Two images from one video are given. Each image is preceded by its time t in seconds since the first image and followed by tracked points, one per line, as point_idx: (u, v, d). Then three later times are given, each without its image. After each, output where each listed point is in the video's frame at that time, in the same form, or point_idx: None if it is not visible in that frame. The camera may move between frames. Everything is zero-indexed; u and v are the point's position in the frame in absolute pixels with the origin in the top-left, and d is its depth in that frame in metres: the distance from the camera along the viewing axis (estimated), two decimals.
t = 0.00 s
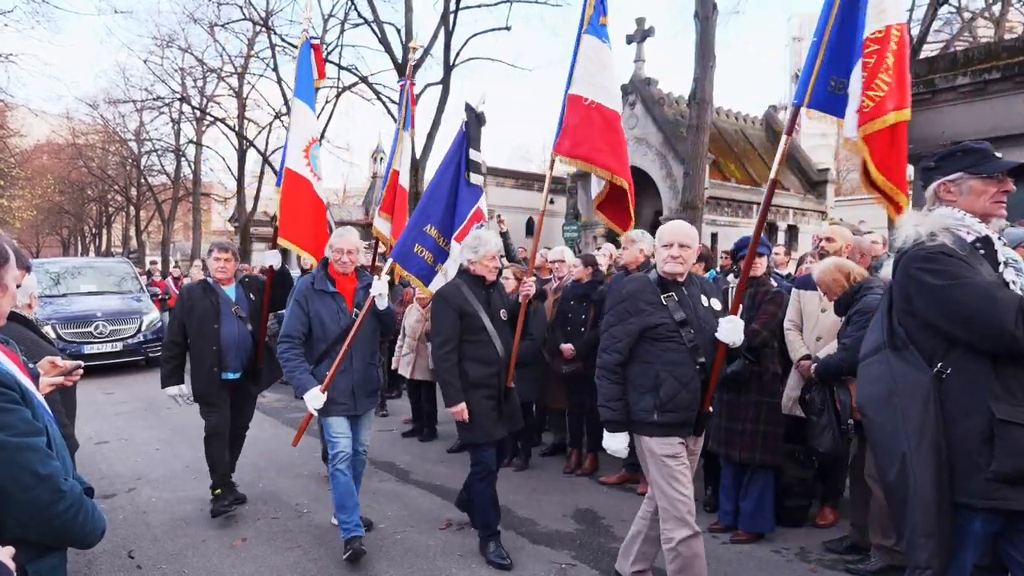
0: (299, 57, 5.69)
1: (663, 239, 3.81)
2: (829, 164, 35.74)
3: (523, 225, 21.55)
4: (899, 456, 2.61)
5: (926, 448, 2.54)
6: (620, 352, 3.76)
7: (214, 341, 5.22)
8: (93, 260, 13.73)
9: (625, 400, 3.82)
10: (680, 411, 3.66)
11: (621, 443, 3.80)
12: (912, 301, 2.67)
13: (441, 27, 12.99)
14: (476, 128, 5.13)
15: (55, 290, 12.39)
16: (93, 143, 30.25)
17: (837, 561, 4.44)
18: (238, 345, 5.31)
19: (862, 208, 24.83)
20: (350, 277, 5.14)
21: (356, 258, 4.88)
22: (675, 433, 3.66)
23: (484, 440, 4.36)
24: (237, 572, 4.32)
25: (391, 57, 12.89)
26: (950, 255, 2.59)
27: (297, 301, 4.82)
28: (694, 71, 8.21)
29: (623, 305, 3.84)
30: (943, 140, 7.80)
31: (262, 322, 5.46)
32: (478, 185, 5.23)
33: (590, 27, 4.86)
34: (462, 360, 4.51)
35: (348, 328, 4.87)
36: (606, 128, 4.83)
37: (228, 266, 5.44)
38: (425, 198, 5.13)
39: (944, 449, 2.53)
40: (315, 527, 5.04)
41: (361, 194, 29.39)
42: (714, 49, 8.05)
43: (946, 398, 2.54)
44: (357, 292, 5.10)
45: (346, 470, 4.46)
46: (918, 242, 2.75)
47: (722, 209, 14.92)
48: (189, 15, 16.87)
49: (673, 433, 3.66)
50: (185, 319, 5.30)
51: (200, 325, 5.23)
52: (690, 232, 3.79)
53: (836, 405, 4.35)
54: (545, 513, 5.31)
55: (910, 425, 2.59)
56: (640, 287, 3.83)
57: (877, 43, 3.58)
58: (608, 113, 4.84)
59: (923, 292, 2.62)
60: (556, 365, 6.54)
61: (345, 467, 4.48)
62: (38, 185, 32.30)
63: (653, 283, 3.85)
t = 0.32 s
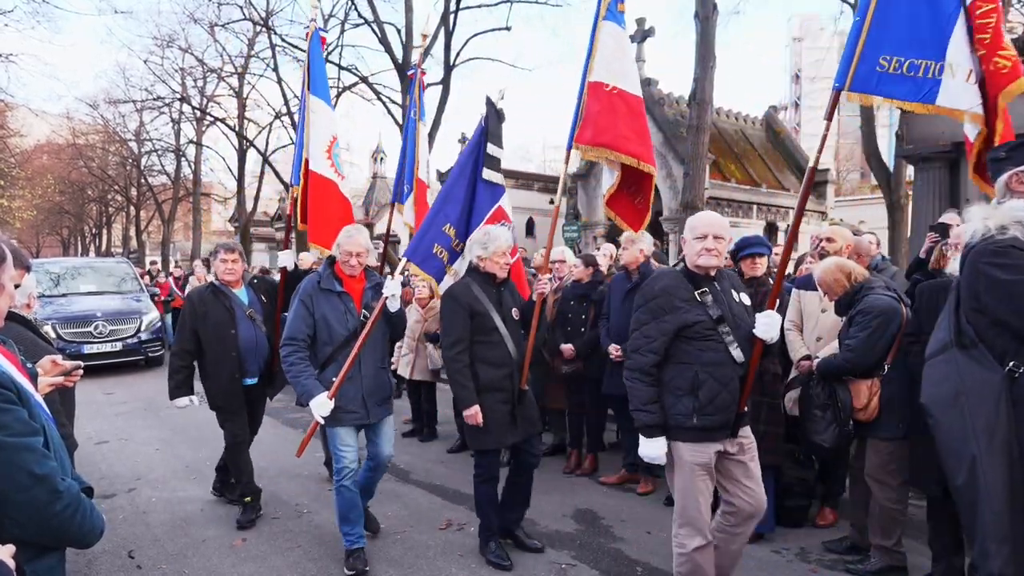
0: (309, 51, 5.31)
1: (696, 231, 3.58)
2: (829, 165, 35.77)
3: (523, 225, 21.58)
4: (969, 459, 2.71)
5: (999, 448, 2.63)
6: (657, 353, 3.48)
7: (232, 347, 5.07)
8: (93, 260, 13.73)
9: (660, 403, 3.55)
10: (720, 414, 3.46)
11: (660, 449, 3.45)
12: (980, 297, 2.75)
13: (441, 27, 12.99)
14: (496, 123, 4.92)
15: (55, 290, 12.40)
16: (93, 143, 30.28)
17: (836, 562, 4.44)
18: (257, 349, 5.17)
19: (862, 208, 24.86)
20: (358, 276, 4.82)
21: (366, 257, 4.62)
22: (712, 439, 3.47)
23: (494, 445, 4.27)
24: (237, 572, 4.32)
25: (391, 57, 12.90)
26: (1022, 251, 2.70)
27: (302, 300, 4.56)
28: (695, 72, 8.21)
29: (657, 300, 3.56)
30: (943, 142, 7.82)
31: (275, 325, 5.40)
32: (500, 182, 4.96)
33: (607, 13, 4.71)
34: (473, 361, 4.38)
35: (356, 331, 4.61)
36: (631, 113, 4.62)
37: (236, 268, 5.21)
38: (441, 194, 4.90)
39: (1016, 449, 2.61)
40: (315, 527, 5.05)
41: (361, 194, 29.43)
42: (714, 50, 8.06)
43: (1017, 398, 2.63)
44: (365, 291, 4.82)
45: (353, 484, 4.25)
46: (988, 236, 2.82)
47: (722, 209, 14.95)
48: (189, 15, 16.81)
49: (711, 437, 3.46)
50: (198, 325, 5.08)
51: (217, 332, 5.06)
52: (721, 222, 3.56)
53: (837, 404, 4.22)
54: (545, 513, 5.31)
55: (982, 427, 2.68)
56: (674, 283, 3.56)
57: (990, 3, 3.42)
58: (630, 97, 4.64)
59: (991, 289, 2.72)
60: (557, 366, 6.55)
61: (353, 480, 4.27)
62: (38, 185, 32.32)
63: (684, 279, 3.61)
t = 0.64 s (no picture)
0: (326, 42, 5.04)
1: (730, 230, 3.48)
2: (829, 164, 35.78)
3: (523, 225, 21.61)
4: None
5: None
6: (689, 353, 3.44)
7: (237, 346, 5.02)
8: (92, 260, 13.72)
9: (691, 405, 3.49)
10: (752, 418, 3.39)
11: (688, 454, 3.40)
12: None
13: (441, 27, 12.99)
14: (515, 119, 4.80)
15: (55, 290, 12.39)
16: (93, 143, 30.31)
17: (836, 561, 4.44)
18: (262, 348, 5.10)
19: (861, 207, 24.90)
20: (370, 274, 4.67)
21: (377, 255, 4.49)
22: (740, 443, 3.41)
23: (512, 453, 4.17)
24: (237, 572, 4.32)
25: (391, 57, 12.90)
26: None
27: (311, 300, 4.43)
28: (695, 72, 8.21)
29: (688, 301, 3.51)
30: (943, 142, 7.83)
31: (282, 324, 5.30)
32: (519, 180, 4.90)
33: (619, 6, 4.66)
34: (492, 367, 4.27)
35: (366, 332, 4.46)
36: (633, 107, 4.61)
37: (243, 265, 5.19)
38: (459, 192, 4.88)
39: None
40: (315, 527, 5.05)
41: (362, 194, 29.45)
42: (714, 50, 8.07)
43: None
44: (377, 292, 4.67)
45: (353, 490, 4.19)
46: None
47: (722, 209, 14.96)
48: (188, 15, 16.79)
49: (741, 440, 3.40)
50: (203, 322, 5.03)
51: (223, 329, 5.02)
52: (756, 221, 3.46)
53: (835, 402, 4.25)
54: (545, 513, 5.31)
55: None
56: (706, 283, 3.49)
57: None
58: (633, 90, 4.61)
59: None
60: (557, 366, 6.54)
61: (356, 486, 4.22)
62: (37, 185, 32.33)
63: (718, 279, 3.53)
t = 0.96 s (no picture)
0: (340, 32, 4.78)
1: (757, 229, 3.49)
2: (829, 165, 35.77)
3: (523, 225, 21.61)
4: None
5: None
6: (712, 351, 3.44)
7: (242, 350, 4.85)
8: (92, 260, 13.72)
9: (714, 403, 3.48)
10: (777, 416, 3.35)
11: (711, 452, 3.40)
12: None
13: (441, 27, 12.97)
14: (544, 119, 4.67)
15: (55, 289, 12.39)
16: (93, 143, 30.34)
17: (836, 562, 4.44)
18: (268, 353, 4.91)
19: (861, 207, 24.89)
20: (395, 277, 4.43)
21: (406, 258, 4.27)
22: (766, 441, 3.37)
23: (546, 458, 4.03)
24: (236, 572, 4.31)
25: (391, 56, 12.89)
26: None
27: (334, 303, 4.20)
28: (694, 72, 8.20)
29: (713, 299, 3.51)
30: (942, 142, 7.83)
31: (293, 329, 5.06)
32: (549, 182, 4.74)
33: None
34: (525, 368, 4.14)
35: (391, 338, 4.23)
36: (628, 98, 4.58)
37: (256, 267, 5.01)
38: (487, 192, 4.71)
39: None
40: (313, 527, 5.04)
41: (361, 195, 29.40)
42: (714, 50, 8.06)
43: None
44: (402, 296, 4.43)
45: (369, 503, 4.09)
46: None
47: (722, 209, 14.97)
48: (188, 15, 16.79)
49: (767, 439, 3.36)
50: (211, 324, 4.88)
51: (228, 333, 4.85)
52: (787, 222, 3.45)
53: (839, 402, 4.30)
54: (545, 513, 5.30)
55: None
56: (733, 280, 3.50)
57: None
58: (631, 81, 4.61)
59: None
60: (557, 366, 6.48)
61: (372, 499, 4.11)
62: (37, 184, 32.37)
63: (746, 278, 3.52)
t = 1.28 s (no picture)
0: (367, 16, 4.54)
1: (776, 230, 3.48)
2: (829, 165, 35.76)
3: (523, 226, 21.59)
4: None
5: None
6: (729, 355, 3.43)
7: (258, 349, 4.67)
8: (91, 260, 13.71)
9: (729, 408, 3.46)
10: (793, 423, 3.32)
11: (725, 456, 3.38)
12: None
13: (441, 27, 12.94)
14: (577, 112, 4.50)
15: (54, 290, 12.39)
16: (93, 143, 30.31)
17: (836, 562, 4.44)
18: (285, 352, 4.71)
19: (861, 207, 24.88)
20: (420, 274, 4.20)
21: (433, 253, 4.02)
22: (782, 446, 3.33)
23: (575, 462, 3.94)
24: (236, 572, 4.31)
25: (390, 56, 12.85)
26: None
27: (358, 300, 3.94)
28: (694, 72, 8.19)
29: (732, 301, 3.49)
30: (943, 142, 7.83)
31: (315, 330, 4.82)
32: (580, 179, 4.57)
33: None
34: (553, 368, 4.04)
35: (419, 337, 3.99)
36: (646, 92, 4.55)
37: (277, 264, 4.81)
38: (517, 188, 4.39)
39: None
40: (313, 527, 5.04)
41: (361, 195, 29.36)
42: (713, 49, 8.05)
43: None
44: (428, 293, 4.21)
45: (412, 517, 3.69)
46: None
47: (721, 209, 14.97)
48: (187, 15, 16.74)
49: (782, 445, 3.33)
50: (227, 322, 4.76)
51: (244, 330, 4.70)
52: (806, 222, 3.42)
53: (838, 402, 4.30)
54: (546, 514, 5.30)
55: None
56: (753, 282, 3.47)
57: None
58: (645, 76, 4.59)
59: None
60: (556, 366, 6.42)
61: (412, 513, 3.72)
62: (37, 184, 32.37)
63: (764, 279, 3.50)
